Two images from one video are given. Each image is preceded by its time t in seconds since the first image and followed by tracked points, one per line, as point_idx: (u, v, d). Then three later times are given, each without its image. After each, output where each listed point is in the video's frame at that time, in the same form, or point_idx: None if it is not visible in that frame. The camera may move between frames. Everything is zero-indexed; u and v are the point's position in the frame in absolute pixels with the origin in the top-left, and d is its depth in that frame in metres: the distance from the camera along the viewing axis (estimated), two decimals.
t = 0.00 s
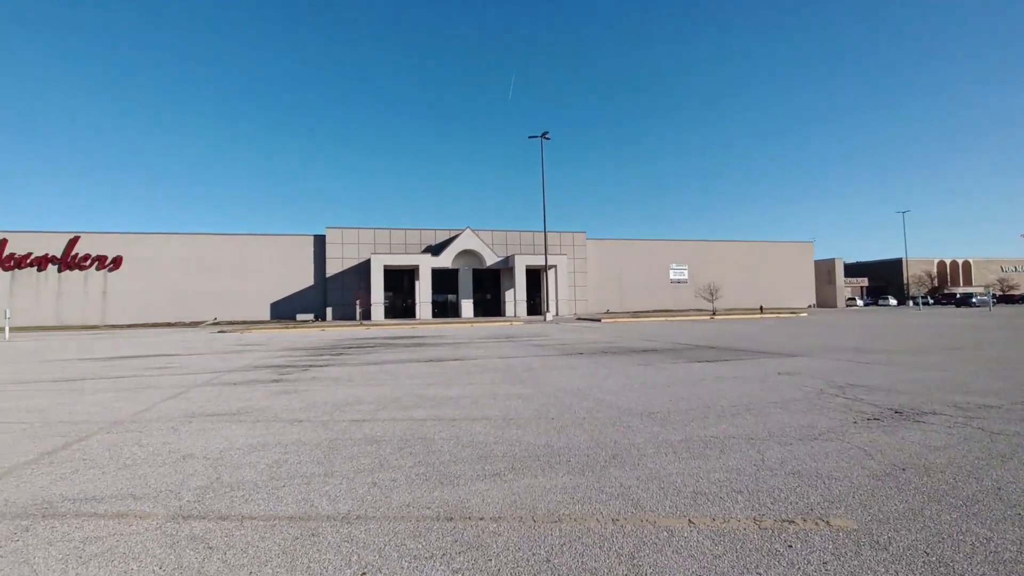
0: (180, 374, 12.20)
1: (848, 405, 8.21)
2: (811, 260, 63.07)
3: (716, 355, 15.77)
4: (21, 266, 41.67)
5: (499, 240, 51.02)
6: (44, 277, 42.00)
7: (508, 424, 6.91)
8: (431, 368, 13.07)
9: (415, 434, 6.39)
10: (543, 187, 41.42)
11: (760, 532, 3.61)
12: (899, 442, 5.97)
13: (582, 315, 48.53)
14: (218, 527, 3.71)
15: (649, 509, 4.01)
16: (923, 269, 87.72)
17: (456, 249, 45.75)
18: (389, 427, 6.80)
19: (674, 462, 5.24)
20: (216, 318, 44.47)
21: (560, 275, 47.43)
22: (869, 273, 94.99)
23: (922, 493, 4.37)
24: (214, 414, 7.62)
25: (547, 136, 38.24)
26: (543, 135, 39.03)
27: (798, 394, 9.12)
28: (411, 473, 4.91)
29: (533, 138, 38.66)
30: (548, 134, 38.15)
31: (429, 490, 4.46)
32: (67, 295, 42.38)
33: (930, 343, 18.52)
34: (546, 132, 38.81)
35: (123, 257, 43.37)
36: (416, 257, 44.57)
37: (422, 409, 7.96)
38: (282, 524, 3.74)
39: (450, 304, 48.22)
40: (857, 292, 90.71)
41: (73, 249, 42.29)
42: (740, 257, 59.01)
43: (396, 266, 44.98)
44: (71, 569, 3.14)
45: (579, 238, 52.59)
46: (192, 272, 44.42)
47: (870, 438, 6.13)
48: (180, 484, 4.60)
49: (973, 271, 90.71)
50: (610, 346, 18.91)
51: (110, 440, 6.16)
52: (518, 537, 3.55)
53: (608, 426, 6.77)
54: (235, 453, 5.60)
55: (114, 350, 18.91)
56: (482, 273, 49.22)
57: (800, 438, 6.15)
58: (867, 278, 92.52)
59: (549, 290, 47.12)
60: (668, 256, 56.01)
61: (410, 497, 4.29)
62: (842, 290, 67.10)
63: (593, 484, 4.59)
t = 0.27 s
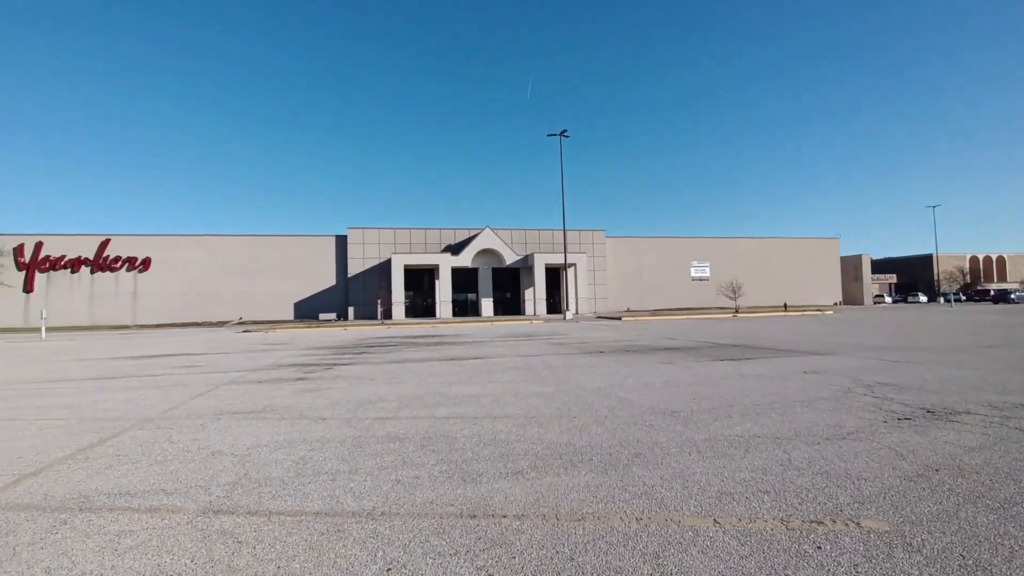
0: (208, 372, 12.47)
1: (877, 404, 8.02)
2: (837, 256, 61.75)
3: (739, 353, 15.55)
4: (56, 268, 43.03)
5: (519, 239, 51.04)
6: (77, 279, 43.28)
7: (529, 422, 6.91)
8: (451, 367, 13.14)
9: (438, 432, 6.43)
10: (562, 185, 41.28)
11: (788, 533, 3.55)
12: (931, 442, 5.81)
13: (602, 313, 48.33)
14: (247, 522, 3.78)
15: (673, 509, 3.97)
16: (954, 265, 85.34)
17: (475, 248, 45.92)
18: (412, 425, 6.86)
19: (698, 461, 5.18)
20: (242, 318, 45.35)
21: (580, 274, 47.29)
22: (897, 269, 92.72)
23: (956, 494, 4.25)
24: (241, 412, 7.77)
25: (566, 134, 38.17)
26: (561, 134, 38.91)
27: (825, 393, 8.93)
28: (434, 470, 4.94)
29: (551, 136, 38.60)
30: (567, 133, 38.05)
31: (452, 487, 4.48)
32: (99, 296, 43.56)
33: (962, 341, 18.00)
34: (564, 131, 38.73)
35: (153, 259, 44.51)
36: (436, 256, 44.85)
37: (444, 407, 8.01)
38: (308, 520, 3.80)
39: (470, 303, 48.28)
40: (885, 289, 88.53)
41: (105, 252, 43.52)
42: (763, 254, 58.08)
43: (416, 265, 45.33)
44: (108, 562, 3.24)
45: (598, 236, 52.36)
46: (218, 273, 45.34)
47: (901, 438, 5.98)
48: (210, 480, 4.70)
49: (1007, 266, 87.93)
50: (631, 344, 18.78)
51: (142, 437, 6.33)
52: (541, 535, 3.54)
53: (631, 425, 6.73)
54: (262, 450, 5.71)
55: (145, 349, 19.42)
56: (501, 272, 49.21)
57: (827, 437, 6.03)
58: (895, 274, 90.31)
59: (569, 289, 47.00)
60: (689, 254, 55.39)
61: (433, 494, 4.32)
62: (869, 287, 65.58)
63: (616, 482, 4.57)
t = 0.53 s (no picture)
0: (231, 369, 12.68)
1: (904, 403, 7.84)
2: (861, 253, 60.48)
3: (760, 351, 15.32)
4: (85, 267, 44.19)
5: (536, 237, 51.00)
6: (106, 277, 44.38)
7: (548, 420, 6.90)
8: (469, 364, 13.18)
9: (457, 429, 6.46)
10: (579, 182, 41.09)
11: (813, 533, 3.49)
12: (961, 443, 5.66)
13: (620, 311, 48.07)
14: (272, 516, 3.84)
15: (695, 507, 3.93)
16: (983, 262, 83.05)
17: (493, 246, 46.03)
18: (431, 421, 6.90)
19: (719, 460, 5.11)
20: (264, 316, 46.08)
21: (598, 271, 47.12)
22: (924, 266, 90.51)
23: (987, 497, 4.13)
24: (264, 408, 7.89)
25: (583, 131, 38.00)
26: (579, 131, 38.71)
27: (850, 392, 8.76)
28: (454, 467, 4.97)
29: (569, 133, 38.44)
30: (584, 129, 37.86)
31: (471, 484, 4.50)
32: (126, 295, 44.61)
33: (991, 339, 17.51)
34: (581, 128, 38.53)
35: (177, 258, 45.41)
36: (453, 254, 45.06)
37: (463, 404, 8.04)
38: (331, 515, 3.84)
39: (488, 301, 48.22)
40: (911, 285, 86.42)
41: (131, 251, 44.54)
42: (784, 251, 57.18)
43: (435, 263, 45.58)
44: (139, 553, 3.33)
45: (616, 234, 52.11)
46: (240, 272, 46.08)
47: (929, 439, 5.83)
48: (235, 474, 4.79)
49: None
50: (650, 342, 18.63)
51: (170, 432, 6.47)
52: (561, 532, 3.54)
53: (650, 423, 6.67)
54: (284, 445, 5.79)
55: (170, 346, 19.84)
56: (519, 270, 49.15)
57: (853, 437, 5.91)
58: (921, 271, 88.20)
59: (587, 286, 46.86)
60: (709, 251, 54.73)
61: (453, 490, 4.35)
62: (895, 284, 64.08)
63: (635, 480, 4.54)
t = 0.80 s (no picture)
0: (252, 364, 12.88)
1: (931, 403, 7.64)
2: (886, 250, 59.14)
3: (781, 349, 15.09)
4: (112, 263, 45.23)
5: (553, 233, 50.86)
6: (132, 273, 45.42)
7: (566, 417, 6.88)
8: (487, 360, 13.21)
9: (475, 425, 6.49)
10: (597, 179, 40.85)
11: (838, 535, 3.43)
12: (992, 445, 5.50)
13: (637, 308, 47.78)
14: (294, 509, 3.90)
15: (716, 507, 3.90)
16: (1014, 259, 80.59)
17: (510, 243, 46.06)
18: (449, 417, 6.93)
19: (740, 459, 5.05)
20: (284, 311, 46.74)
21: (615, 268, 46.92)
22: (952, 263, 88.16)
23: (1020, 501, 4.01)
24: (285, 402, 8.00)
25: (601, 127, 37.78)
26: (596, 127, 38.44)
27: (875, 392, 8.57)
28: (472, 463, 4.98)
29: (586, 129, 38.22)
30: (602, 125, 37.61)
31: (490, 480, 4.51)
32: (151, 290, 45.61)
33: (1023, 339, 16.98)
34: (599, 124, 38.26)
35: (200, 254, 46.22)
36: (471, 250, 45.19)
37: (481, 400, 8.06)
38: (351, 509, 3.88)
39: (505, 298, 48.33)
40: (937, 282, 84.37)
41: (156, 247, 45.46)
42: (806, 248, 56.19)
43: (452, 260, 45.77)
44: (166, 542, 3.40)
45: (634, 230, 51.76)
46: (261, 268, 46.77)
47: (958, 440, 5.68)
48: (258, 467, 4.87)
49: None
50: (668, 340, 18.47)
51: (194, 425, 6.60)
52: (581, 529, 3.53)
53: (669, 421, 6.62)
54: (305, 439, 5.87)
55: (194, 341, 20.23)
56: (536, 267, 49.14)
57: (878, 438, 5.79)
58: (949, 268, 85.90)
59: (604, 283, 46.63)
60: (728, 247, 54.05)
61: (472, 486, 4.36)
62: (921, 281, 62.62)
63: (655, 478, 4.51)
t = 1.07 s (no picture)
0: (275, 361, 13.08)
1: (962, 407, 7.42)
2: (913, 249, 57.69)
3: (805, 350, 14.80)
4: (139, 262, 46.30)
5: (572, 232, 50.68)
6: (158, 271, 46.46)
7: (585, 417, 6.84)
8: (505, 359, 13.21)
9: (494, 424, 6.48)
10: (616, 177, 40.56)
11: (867, 542, 3.35)
12: None
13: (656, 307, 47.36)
14: (316, 505, 3.95)
15: (739, 510, 3.83)
16: None
17: (528, 241, 46.03)
18: (468, 416, 6.94)
19: (764, 462, 4.96)
20: (305, 309, 47.39)
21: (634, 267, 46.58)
22: (983, 263, 85.60)
23: None
24: (307, 399, 8.11)
25: (620, 125, 37.57)
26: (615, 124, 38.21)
27: (903, 394, 8.36)
28: (492, 462, 4.98)
29: (605, 127, 38.03)
30: (621, 123, 37.36)
31: (509, 479, 4.50)
32: (177, 288, 46.60)
33: None
34: (618, 122, 38.03)
35: (224, 253, 47.05)
36: (489, 249, 45.27)
37: (500, 399, 8.07)
38: (373, 506, 3.92)
39: (523, 296, 48.30)
40: (968, 282, 82.00)
41: (181, 246, 46.42)
42: (830, 246, 55.09)
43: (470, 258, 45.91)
44: (192, 536, 3.47)
45: (653, 228, 51.32)
46: (283, 266, 47.46)
47: (991, 445, 5.52)
48: (281, 463, 4.94)
49: None
50: (688, 339, 18.27)
51: (219, 420, 6.72)
52: (601, 530, 3.51)
53: (690, 422, 6.54)
54: (326, 436, 5.93)
55: (218, 338, 20.62)
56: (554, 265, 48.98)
57: (907, 442, 5.64)
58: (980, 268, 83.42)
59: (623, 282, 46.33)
60: (750, 246, 53.25)
61: (491, 485, 4.37)
62: (950, 281, 60.91)
63: (676, 480, 4.46)
